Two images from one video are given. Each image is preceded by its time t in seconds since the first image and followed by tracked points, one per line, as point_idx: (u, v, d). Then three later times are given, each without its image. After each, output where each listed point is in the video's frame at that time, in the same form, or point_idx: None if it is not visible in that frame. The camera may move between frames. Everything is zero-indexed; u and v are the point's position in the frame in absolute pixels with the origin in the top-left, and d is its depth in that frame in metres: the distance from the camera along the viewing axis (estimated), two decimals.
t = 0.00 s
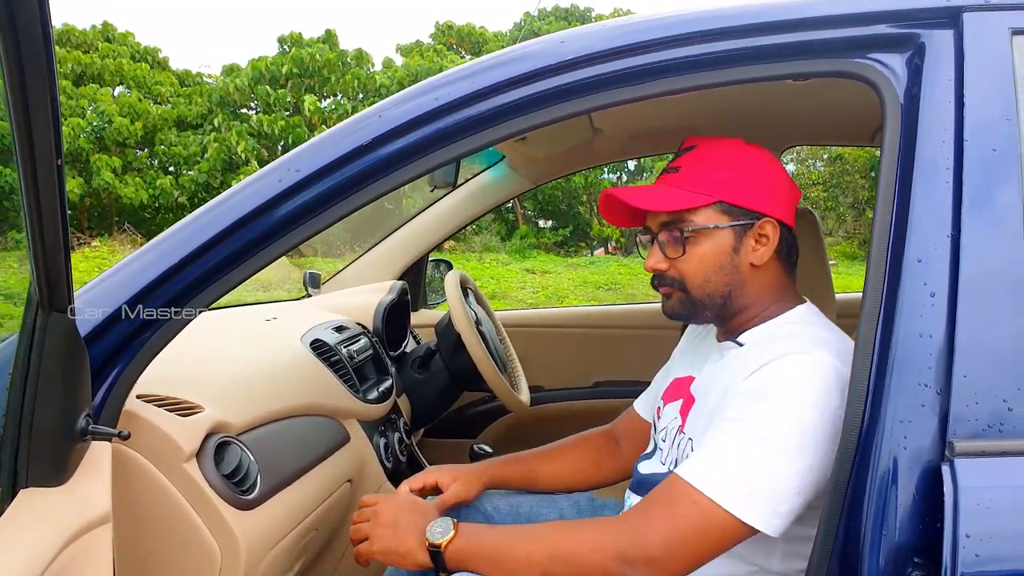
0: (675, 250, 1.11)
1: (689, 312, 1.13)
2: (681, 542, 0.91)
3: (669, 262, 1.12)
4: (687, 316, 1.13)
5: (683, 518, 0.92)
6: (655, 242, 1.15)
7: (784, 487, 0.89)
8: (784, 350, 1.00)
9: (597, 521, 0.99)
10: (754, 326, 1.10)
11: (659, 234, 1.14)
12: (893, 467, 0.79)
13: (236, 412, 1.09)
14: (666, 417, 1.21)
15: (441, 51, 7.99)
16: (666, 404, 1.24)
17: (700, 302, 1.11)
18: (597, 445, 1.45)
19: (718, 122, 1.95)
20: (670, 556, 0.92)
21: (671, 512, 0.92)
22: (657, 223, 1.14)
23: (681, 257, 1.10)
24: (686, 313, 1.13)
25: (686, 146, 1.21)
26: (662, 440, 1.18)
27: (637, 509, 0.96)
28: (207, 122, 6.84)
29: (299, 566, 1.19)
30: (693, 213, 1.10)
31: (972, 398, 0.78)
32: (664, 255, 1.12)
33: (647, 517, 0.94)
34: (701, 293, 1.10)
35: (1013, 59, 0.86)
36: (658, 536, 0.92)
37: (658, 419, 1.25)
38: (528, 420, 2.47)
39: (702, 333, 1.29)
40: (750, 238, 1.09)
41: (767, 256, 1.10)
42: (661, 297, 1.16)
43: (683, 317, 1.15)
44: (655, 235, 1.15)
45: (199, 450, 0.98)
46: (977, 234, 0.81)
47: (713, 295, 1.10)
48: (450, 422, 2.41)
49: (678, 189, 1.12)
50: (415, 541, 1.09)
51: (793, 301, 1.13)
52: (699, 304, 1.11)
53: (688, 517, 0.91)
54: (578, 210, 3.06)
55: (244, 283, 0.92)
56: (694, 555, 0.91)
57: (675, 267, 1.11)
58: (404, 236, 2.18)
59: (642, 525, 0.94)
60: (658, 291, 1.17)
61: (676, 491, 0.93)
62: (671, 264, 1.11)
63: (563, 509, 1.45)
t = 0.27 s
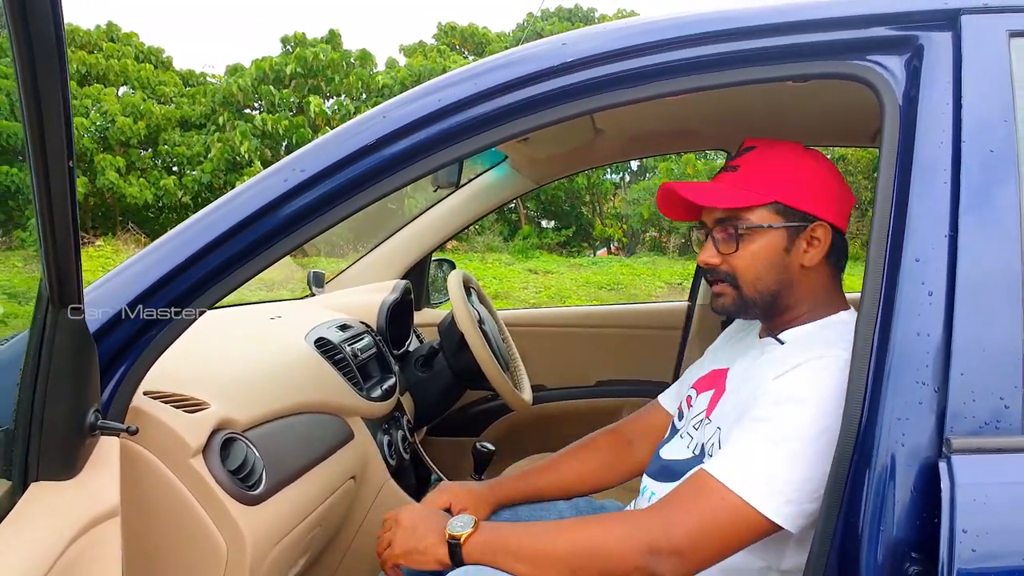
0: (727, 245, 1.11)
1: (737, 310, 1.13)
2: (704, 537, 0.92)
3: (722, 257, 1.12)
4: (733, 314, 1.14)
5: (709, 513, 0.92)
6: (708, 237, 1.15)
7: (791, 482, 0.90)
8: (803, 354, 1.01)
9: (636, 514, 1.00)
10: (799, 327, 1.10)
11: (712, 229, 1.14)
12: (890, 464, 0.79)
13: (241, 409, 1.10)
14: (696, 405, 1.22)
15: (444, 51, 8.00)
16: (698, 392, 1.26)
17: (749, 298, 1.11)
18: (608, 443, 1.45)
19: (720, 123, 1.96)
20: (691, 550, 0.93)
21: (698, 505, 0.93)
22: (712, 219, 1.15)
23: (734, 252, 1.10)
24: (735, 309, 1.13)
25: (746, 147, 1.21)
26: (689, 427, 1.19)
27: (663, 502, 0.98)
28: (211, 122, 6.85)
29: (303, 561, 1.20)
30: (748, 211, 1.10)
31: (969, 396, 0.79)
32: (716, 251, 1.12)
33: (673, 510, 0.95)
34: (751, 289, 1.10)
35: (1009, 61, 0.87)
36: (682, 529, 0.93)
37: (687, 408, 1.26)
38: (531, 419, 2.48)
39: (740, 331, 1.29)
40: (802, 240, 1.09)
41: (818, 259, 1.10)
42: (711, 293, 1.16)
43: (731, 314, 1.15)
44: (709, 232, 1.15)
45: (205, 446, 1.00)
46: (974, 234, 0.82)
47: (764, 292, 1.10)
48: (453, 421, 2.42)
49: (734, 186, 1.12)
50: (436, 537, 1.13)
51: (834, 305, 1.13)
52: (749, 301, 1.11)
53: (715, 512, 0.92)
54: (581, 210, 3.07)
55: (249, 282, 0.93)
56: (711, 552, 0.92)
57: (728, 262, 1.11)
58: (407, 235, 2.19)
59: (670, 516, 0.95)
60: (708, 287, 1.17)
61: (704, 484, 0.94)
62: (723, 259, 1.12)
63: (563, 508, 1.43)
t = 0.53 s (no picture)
0: (760, 225, 1.16)
1: (760, 287, 1.18)
2: (717, 515, 0.94)
3: (752, 237, 1.17)
4: (756, 291, 1.18)
5: (719, 493, 0.94)
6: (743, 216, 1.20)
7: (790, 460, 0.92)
8: (808, 344, 1.03)
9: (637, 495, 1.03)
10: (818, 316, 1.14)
11: (747, 209, 1.19)
12: (889, 449, 0.81)
13: (252, 399, 1.12)
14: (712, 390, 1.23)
15: (447, 52, 8.03)
16: (715, 375, 1.28)
17: (773, 280, 1.16)
18: (626, 438, 1.45)
19: (722, 121, 1.99)
20: (702, 527, 0.95)
21: (709, 486, 0.95)
22: (751, 199, 1.19)
23: (764, 233, 1.15)
24: (760, 289, 1.18)
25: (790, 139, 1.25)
26: (705, 409, 1.21)
27: (676, 481, 0.99)
28: (214, 122, 6.88)
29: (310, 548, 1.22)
30: (783, 194, 1.15)
31: (965, 382, 0.81)
32: (749, 230, 1.17)
33: (684, 489, 0.97)
34: (777, 271, 1.14)
35: (1004, 56, 0.88)
36: (695, 506, 0.95)
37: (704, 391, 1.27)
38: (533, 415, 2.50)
39: (761, 321, 1.31)
40: (831, 230, 1.13)
41: (844, 251, 1.14)
42: (741, 270, 1.21)
43: (756, 294, 1.20)
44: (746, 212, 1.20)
45: (217, 434, 1.02)
46: (970, 225, 0.84)
47: (789, 276, 1.15)
48: (457, 416, 2.44)
49: (772, 168, 1.17)
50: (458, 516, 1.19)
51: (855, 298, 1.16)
52: (772, 283, 1.16)
53: (721, 491, 0.94)
54: (583, 210, 3.09)
55: (260, 274, 0.95)
56: (723, 529, 0.94)
57: (757, 242, 1.16)
58: (412, 232, 2.21)
59: (679, 496, 0.97)
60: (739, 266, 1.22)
61: (713, 463, 0.96)
62: (753, 239, 1.16)
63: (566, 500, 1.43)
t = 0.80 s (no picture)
0: (734, 221, 1.20)
1: (740, 280, 1.22)
2: (699, 490, 1.00)
3: (728, 232, 1.21)
4: (736, 285, 1.23)
5: (700, 469, 1.00)
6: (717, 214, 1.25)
7: (768, 439, 0.98)
8: (787, 332, 1.08)
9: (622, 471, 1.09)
10: (793, 304, 1.19)
11: (722, 207, 1.23)
12: (873, 425, 0.84)
13: (257, 382, 1.15)
14: (701, 383, 1.25)
15: (448, 53, 8.07)
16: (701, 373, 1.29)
17: (752, 272, 1.20)
18: (619, 425, 1.47)
19: (718, 117, 2.02)
20: (684, 501, 1.01)
21: (691, 462, 1.01)
22: (723, 197, 1.24)
23: (739, 228, 1.20)
24: (739, 282, 1.22)
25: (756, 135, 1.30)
26: (694, 408, 1.21)
27: (659, 459, 1.06)
28: (216, 123, 6.91)
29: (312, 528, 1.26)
30: (755, 189, 1.19)
31: (946, 360, 0.83)
32: (724, 227, 1.22)
33: (665, 465, 1.04)
34: (754, 263, 1.19)
35: (986, 46, 0.91)
36: (677, 481, 1.01)
37: (692, 386, 1.29)
38: (533, 407, 2.53)
39: (748, 312, 1.33)
40: (804, 219, 1.18)
41: (817, 238, 1.18)
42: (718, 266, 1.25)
43: (735, 287, 1.24)
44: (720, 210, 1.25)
45: (223, 415, 1.05)
46: (952, 209, 0.87)
47: (766, 267, 1.19)
48: (457, 409, 2.47)
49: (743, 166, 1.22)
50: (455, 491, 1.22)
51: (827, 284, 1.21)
52: (751, 275, 1.20)
53: (703, 466, 1.00)
54: (584, 209, 3.10)
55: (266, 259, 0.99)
56: (706, 502, 1.00)
57: (733, 237, 1.20)
58: (414, 227, 2.24)
59: (661, 472, 1.03)
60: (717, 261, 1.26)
61: (695, 443, 1.02)
62: (730, 234, 1.21)
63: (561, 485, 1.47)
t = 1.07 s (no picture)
0: (722, 221, 1.26)
1: (728, 278, 1.28)
2: (688, 474, 1.05)
3: (716, 232, 1.26)
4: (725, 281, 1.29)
5: (689, 454, 1.05)
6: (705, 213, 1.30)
7: (753, 424, 1.03)
8: (772, 325, 1.14)
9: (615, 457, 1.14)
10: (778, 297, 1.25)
11: (709, 206, 1.29)
12: (850, 407, 0.89)
13: (266, 371, 1.20)
14: (690, 375, 1.30)
15: (447, 56, 8.14)
16: (691, 363, 1.35)
17: (741, 269, 1.26)
18: (612, 415, 1.53)
19: (711, 119, 2.07)
20: (675, 486, 1.06)
21: (681, 448, 1.06)
22: (710, 197, 1.29)
23: (727, 228, 1.25)
24: (728, 278, 1.28)
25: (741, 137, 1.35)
26: (683, 396, 1.28)
27: (650, 446, 1.10)
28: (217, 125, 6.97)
29: (317, 514, 1.30)
30: (742, 190, 1.24)
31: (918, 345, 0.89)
32: (713, 226, 1.27)
33: (655, 452, 1.09)
34: (743, 261, 1.24)
35: (957, 51, 0.97)
36: (667, 466, 1.06)
37: (683, 377, 1.35)
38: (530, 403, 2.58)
39: (733, 307, 1.39)
40: (789, 218, 1.23)
41: (802, 235, 1.24)
42: (707, 262, 1.30)
43: (724, 282, 1.30)
44: (707, 209, 1.30)
45: (234, 403, 1.10)
46: (925, 203, 0.92)
47: (755, 264, 1.25)
48: (457, 404, 2.52)
49: (729, 167, 1.26)
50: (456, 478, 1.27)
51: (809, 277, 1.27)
52: (740, 272, 1.26)
53: (693, 451, 1.05)
54: (582, 210, 3.18)
55: (276, 252, 1.04)
56: (695, 487, 1.05)
57: (722, 236, 1.26)
58: (414, 226, 2.30)
59: (653, 458, 1.08)
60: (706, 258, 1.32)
61: (685, 430, 1.07)
62: (719, 234, 1.26)
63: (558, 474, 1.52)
